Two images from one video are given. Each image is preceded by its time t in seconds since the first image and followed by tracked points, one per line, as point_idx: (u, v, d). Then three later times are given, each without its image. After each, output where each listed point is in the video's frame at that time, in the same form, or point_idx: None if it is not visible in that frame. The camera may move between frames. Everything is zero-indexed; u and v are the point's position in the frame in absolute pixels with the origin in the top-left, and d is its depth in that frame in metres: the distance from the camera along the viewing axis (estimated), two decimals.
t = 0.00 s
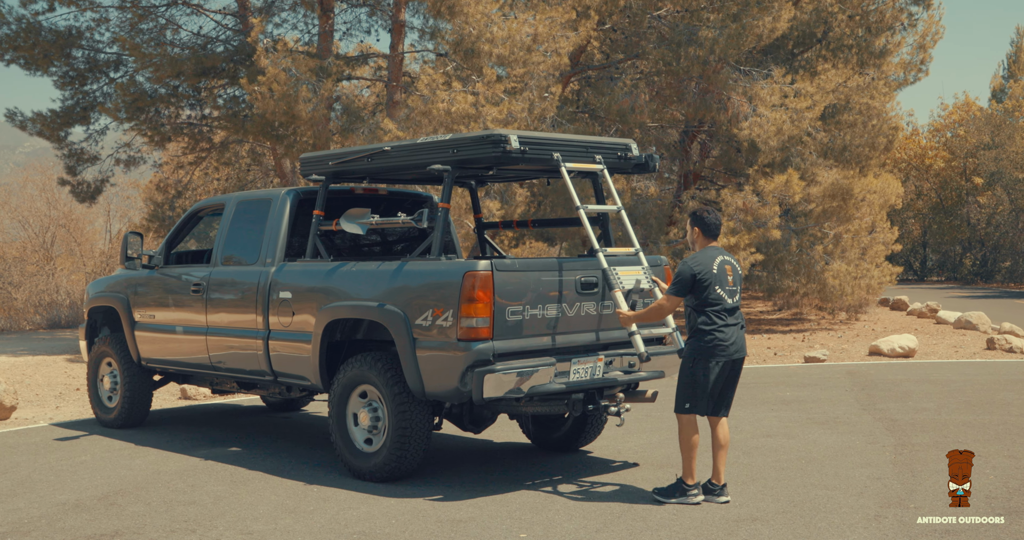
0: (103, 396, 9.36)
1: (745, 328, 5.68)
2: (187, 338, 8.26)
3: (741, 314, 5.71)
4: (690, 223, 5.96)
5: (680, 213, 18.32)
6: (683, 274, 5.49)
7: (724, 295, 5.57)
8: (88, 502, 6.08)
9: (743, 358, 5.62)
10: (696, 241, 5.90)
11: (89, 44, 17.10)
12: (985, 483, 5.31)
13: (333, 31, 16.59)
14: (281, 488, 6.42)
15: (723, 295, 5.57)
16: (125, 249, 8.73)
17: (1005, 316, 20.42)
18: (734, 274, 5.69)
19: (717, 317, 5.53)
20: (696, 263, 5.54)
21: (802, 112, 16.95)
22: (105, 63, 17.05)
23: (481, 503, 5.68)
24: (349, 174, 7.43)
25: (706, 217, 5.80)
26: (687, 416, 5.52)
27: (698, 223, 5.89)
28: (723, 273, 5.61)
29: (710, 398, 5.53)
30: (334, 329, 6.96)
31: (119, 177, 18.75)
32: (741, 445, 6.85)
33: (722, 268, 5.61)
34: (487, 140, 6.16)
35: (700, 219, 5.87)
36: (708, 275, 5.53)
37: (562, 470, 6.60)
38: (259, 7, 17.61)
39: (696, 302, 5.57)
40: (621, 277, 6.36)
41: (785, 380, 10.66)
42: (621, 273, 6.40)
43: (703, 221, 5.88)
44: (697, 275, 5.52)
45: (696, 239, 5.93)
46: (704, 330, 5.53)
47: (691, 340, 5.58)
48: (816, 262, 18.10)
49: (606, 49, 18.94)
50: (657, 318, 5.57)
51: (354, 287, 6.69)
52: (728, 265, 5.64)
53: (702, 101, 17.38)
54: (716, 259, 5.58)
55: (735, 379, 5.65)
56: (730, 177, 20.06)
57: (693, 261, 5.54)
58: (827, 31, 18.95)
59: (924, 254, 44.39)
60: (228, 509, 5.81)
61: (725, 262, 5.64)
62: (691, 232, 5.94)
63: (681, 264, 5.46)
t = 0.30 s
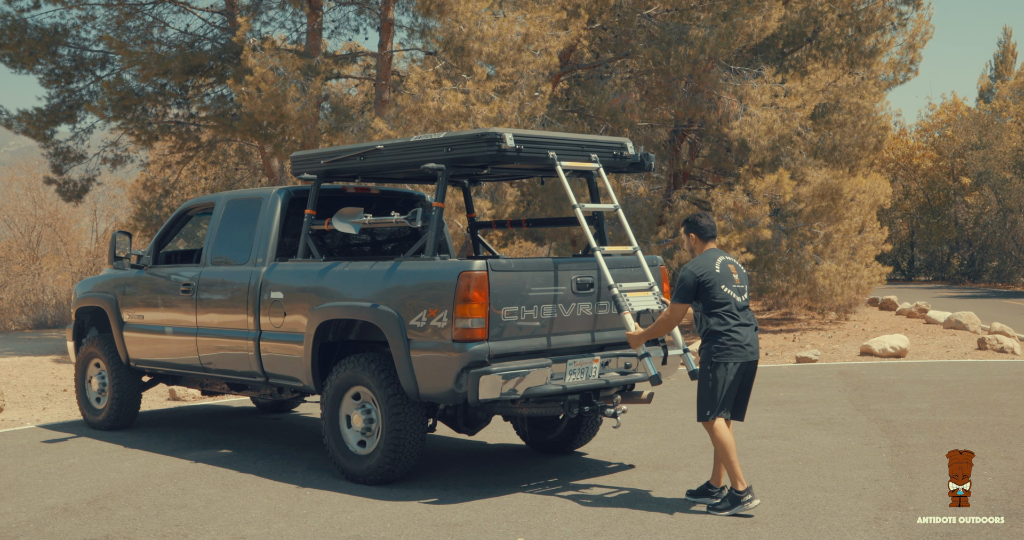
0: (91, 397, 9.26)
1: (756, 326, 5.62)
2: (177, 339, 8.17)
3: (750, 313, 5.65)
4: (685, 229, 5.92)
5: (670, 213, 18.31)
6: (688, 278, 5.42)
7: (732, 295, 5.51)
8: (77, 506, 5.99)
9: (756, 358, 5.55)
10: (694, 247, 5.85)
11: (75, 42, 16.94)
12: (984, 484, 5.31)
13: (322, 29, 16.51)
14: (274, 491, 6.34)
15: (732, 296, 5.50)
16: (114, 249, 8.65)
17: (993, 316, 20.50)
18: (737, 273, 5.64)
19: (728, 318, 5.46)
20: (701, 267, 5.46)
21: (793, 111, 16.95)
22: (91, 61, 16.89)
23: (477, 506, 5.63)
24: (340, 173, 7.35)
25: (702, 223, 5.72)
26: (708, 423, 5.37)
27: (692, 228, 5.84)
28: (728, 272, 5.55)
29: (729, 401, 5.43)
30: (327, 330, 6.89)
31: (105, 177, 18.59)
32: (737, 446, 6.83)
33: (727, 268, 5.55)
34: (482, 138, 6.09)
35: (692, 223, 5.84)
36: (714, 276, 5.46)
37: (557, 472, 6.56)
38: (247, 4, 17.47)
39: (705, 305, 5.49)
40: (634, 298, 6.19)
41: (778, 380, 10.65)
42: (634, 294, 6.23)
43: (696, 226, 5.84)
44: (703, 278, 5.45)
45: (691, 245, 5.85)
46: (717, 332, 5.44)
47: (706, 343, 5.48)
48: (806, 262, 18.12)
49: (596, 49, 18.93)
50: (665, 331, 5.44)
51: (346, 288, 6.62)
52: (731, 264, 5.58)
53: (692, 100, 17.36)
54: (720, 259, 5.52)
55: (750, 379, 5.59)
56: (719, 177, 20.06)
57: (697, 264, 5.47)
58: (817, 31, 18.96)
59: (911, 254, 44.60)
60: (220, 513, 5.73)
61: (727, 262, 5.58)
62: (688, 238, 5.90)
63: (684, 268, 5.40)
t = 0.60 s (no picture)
0: (80, 399, 9.15)
1: (773, 325, 5.47)
2: (167, 339, 8.08)
3: (765, 312, 5.50)
4: (683, 244, 5.72)
5: (660, 213, 18.30)
6: (692, 286, 5.34)
7: (742, 296, 5.39)
8: (67, 509, 5.91)
9: (778, 359, 5.38)
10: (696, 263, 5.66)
11: (62, 40, 16.79)
12: (982, 484, 5.31)
13: (311, 28, 16.42)
14: (267, 493, 6.28)
15: (742, 297, 5.38)
16: (103, 248, 8.55)
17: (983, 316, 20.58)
18: (745, 275, 5.53)
19: (741, 320, 5.32)
20: (705, 274, 5.38)
21: (784, 111, 16.95)
22: (78, 59, 16.74)
23: (473, 508, 5.59)
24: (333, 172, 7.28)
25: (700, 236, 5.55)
26: (729, 430, 5.23)
27: (691, 244, 5.65)
28: (734, 274, 5.45)
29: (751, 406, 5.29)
30: (321, 330, 6.82)
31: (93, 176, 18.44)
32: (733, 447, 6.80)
33: (732, 271, 5.45)
34: (478, 136, 6.04)
35: (689, 237, 5.65)
36: (719, 280, 5.37)
37: (553, 474, 6.52)
38: (236, 2, 17.34)
39: (716, 312, 5.38)
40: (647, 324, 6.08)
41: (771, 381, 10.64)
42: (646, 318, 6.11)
43: (693, 240, 5.67)
44: (709, 284, 5.36)
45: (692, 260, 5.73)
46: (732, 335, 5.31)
47: (722, 350, 5.35)
48: (797, 262, 18.09)
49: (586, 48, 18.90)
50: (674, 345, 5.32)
51: (340, 288, 6.55)
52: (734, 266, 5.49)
53: (683, 100, 17.33)
54: (722, 264, 5.44)
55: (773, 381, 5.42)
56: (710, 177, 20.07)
57: (701, 271, 5.39)
58: (808, 30, 18.97)
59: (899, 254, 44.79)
60: (213, 516, 5.66)
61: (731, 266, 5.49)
62: (688, 255, 5.70)
63: (687, 278, 5.32)
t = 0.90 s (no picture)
0: (68, 400, 9.06)
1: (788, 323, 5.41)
2: (158, 340, 8.01)
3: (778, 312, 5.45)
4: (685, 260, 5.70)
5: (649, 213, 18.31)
6: (699, 293, 5.33)
7: (752, 297, 5.35)
8: (58, 512, 5.84)
9: (797, 357, 5.30)
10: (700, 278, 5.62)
11: (48, 38, 16.65)
12: (980, 484, 5.33)
13: (300, 27, 16.34)
14: (261, 496, 6.22)
15: (751, 298, 5.35)
16: (93, 247, 8.48)
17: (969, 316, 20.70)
18: (752, 277, 5.52)
19: (754, 318, 5.28)
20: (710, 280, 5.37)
21: (774, 111, 16.98)
22: (65, 58, 16.61)
23: (470, 510, 5.56)
24: (327, 171, 7.23)
25: (704, 246, 5.54)
26: (747, 432, 5.15)
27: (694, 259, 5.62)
28: (740, 277, 5.43)
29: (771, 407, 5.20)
30: (314, 331, 6.77)
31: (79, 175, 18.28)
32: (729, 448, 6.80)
33: (737, 274, 5.44)
34: (475, 135, 6.01)
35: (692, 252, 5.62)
36: (726, 283, 5.35)
37: (549, 475, 6.49)
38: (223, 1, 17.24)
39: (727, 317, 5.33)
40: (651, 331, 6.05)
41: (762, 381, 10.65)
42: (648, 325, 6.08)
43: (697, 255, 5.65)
44: (716, 289, 5.34)
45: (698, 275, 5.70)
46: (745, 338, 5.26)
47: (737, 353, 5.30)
48: (785, 262, 18.08)
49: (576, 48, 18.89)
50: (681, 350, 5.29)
51: (334, 288, 6.51)
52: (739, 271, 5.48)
53: (672, 100, 17.36)
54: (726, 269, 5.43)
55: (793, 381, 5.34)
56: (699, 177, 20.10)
57: (707, 278, 5.38)
58: (797, 31, 19.02)
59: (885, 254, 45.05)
60: (207, 519, 5.61)
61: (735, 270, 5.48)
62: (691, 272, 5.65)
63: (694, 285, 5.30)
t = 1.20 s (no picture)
0: (56, 401, 8.99)
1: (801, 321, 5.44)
2: (148, 339, 7.95)
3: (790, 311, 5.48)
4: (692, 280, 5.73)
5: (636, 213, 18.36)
6: (712, 299, 5.34)
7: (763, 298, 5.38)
8: (50, 514, 5.80)
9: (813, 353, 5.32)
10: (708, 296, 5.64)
11: (33, 37, 16.53)
12: (977, 484, 5.39)
13: (286, 26, 16.29)
14: (253, 497, 6.19)
15: (763, 299, 5.37)
16: (82, 247, 8.40)
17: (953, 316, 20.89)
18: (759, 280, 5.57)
19: (770, 317, 5.30)
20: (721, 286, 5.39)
21: (761, 111, 17.07)
22: (50, 56, 16.50)
23: (466, 512, 5.56)
24: (320, 170, 7.21)
25: (711, 262, 5.59)
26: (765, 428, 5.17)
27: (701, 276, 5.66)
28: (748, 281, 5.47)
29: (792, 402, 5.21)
30: (306, 331, 6.75)
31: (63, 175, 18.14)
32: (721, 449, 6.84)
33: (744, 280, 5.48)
34: (471, 135, 6.01)
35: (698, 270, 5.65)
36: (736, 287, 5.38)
37: (543, 476, 6.51)
38: None
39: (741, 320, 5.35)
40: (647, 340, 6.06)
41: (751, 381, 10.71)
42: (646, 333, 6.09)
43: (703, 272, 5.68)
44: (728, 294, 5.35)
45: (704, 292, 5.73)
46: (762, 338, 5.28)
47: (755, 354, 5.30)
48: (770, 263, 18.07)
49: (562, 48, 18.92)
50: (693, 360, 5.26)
51: (328, 287, 6.49)
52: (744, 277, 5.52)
53: (658, 100, 17.45)
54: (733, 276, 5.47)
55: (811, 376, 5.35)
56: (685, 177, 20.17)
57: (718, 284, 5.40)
58: (783, 31, 19.12)
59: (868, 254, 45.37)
60: (201, 520, 5.58)
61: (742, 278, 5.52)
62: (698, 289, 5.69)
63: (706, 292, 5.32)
